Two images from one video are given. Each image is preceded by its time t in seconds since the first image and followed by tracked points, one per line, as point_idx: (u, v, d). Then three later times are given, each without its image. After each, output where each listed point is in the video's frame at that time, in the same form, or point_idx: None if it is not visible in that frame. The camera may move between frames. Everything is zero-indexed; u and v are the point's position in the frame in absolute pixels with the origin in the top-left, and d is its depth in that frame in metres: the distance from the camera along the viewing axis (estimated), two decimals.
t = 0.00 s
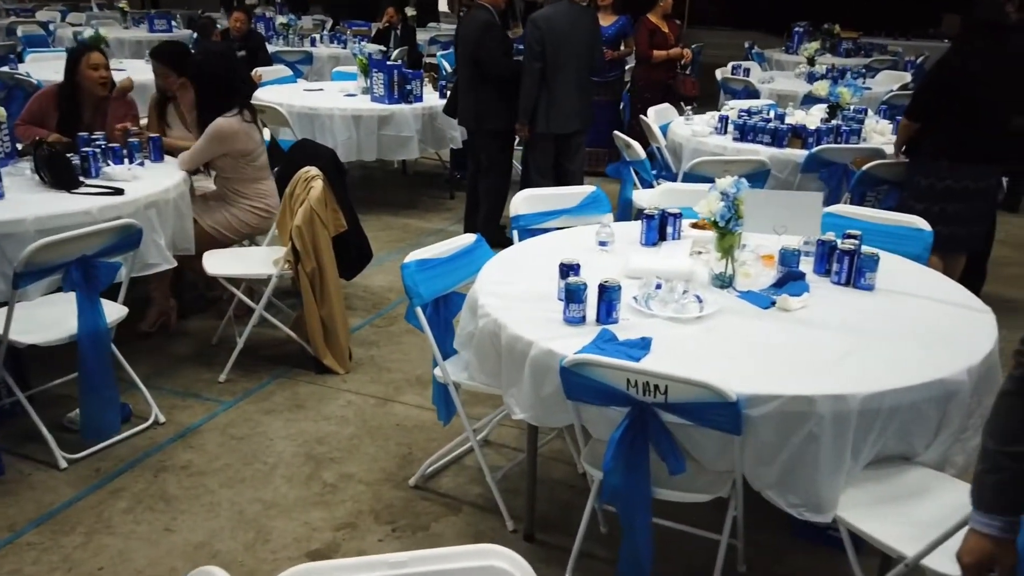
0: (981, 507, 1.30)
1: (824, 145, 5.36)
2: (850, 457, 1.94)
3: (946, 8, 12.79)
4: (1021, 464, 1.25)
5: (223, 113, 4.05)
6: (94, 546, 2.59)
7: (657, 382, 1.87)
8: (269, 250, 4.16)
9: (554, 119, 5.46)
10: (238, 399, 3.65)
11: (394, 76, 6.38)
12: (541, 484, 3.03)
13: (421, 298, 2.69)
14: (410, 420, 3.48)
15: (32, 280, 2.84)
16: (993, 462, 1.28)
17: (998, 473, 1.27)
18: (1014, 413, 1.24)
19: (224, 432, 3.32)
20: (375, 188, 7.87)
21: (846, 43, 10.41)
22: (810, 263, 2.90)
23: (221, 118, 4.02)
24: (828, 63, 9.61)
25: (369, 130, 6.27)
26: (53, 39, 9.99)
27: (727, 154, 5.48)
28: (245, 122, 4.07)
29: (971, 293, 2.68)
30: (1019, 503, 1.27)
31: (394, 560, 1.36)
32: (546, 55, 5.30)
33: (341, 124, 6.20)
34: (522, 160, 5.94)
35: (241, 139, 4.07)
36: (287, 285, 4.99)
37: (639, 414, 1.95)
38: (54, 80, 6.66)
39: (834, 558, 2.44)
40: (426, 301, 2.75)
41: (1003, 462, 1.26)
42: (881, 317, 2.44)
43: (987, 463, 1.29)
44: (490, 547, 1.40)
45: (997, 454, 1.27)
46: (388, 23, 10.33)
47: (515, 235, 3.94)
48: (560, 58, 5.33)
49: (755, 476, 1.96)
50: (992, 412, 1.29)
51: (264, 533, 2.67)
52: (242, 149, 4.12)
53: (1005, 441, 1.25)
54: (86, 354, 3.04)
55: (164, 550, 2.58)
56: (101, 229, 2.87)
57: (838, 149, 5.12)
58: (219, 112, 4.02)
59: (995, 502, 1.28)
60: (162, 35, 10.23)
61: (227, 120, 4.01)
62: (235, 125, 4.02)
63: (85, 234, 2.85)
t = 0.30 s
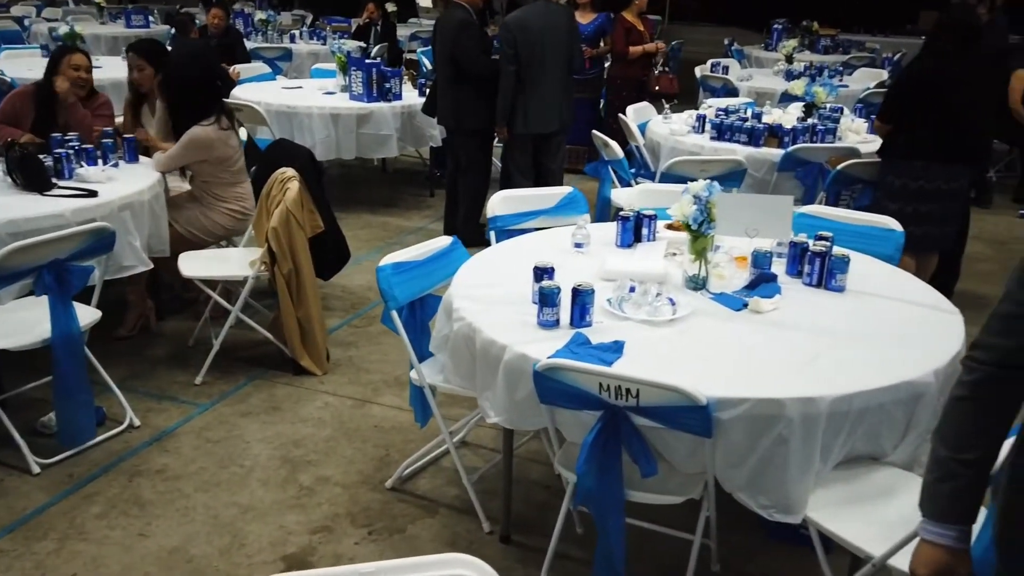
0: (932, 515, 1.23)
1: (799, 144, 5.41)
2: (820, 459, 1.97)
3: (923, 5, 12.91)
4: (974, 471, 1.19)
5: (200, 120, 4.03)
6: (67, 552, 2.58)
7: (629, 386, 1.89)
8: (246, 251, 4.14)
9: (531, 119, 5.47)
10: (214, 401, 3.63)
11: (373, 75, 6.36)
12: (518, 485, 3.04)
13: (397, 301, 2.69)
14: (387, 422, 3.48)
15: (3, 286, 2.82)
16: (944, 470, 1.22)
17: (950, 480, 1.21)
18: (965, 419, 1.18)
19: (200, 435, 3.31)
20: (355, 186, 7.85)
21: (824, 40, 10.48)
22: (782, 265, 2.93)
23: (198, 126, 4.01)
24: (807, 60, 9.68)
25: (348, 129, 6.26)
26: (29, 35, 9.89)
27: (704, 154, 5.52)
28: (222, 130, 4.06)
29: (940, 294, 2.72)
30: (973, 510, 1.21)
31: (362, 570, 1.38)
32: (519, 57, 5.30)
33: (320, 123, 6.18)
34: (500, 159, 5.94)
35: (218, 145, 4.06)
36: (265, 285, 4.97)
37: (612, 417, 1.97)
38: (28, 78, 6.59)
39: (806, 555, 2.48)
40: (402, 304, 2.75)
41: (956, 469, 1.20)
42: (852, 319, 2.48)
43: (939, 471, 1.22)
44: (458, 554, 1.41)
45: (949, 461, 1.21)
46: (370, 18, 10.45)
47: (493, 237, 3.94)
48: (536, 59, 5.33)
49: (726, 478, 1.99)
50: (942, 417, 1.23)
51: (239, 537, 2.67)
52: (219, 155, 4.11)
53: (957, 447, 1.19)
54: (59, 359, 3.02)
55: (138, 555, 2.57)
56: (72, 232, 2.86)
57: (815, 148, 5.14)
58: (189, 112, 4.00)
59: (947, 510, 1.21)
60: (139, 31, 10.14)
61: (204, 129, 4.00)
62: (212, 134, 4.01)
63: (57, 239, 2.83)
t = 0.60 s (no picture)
0: (895, 523, 1.23)
1: (772, 143, 5.45)
2: (785, 459, 2.01)
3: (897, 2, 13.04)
4: (936, 478, 1.19)
5: (169, 121, 3.99)
6: (36, 559, 2.56)
7: (598, 390, 1.91)
8: (218, 252, 4.12)
9: (504, 118, 5.48)
10: (187, 404, 3.61)
11: (348, 73, 6.33)
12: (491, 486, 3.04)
13: (369, 303, 2.69)
14: (361, 423, 3.48)
15: None
16: (908, 477, 1.21)
17: (913, 487, 1.21)
18: (927, 426, 1.18)
19: (172, 438, 3.29)
20: (331, 184, 7.82)
21: (799, 37, 10.57)
22: (752, 265, 2.97)
23: (166, 127, 3.97)
24: (782, 58, 9.75)
25: (323, 127, 6.23)
26: None
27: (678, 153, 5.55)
28: (190, 131, 4.02)
29: (906, 295, 2.76)
30: (936, 516, 1.21)
31: None
32: (490, 60, 5.30)
33: (295, 121, 6.15)
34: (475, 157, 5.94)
35: (185, 147, 4.02)
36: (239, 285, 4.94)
37: (581, 420, 1.99)
38: None
39: (775, 553, 2.51)
40: (374, 306, 2.75)
41: (919, 476, 1.20)
42: (819, 320, 2.51)
43: (902, 478, 1.22)
44: (425, 563, 1.43)
45: (911, 467, 1.21)
46: (346, 15, 10.41)
47: (467, 237, 3.94)
48: (508, 61, 5.33)
49: (695, 479, 2.01)
50: (903, 423, 1.24)
51: (210, 543, 2.66)
52: (188, 157, 4.07)
53: (919, 454, 1.20)
54: (28, 364, 3.00)
55: (108, 561, 2.56)
56: (40, 235, 2.83)
57: (785, 147, 5.20)
58: (157, 112, 3.96)
59: (910, 517, 1.21)
60: (113, 28, 10.04)
61: (171, 130, 3.96)
62: (179, 135, 3.97)
63: (23, 242, 2.80)
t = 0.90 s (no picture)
0: (856, 523, 1.24)
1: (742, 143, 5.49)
2: (752, 460, 2.03)
3: None
4: (896, 479, 1.21)
5: (134, 125, 3.94)
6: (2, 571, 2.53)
7: (567, 395, 1.92)
8: (187, 257, 4.08)
9: (476, 120, 5.48)
10: (157, 411, 3.58)
11: (320, 74, 6.30)
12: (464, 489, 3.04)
13: (339, 309, 2.68)
14: (333, 428, 3.46)
15: None
16: (868, 479, 1.23)
17: (873, 489, 1.23)
18: (887, 429, 1.21)
19: (141, 446, 3.27)
20: (304, 185, 7.77)
21: (771, 36, 10.65)
22: (720, 267, 3.00)
23: (130, 131, 3.93)
24: (754, 56, 9.83)
25: (295, 128, 6.20)
26: None
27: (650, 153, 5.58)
28: (155, 135, 3.97)
29: (871, 295, 2.80)
30: (895, 516, 1.23)
31: None
32: (460, 61, 5.32)
33: (266, 123, 6.11)
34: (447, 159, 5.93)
35: (150, 151, 3.97)
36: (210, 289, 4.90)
37: (550, 425, 2.00)
38: None
39: (743, 551, 2.54)
40: (345, 312, 2.74)
41: (878, 478, 1.22)
42: (786, 321, 2.54)
43: (862, 480, 1.24)
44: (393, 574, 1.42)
45: (871, 470, 1.22)
46: (319, 13, 10.44)
47: (439, 240, 3.92)
48: (480, 62, 5.33)
49: (663, 481, 2.04)
50: (864, 427, 1.26)
51: (180, 552, 2.64)
52: (153, 161, 4.03)
53: (878, 456, 1.22)
54: None
55: (76, 573, 2.54)
56: (6, 243, 2.80)
57: (756, 147, 5.24)
58: (121, 116, 3.91)
59: (870, 517, 1.23)
60: (82, 28, 9.91)
61: (136, 134, 3.91)
62: (144, 139, 3.92)
63: None
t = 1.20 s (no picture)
0: (814, 526, 1.29)
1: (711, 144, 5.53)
2: (719, 462, 2.05)
3: None
4: (850, 483, 1.27)
5: (92, 132, 3.90)
6: None
7: (535, 402, 1.93)
8: (154, 266, 4.04)
9: (446, 123, 5.46)
10: (124, 423, 3.54)
11: (289, 79, 6.26)
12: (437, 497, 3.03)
13: (307, 318, 2.66)
14: (305, 437, 3.44)
15: None
16: (823, 482, 1.28)
17: (828, 492, 1.28)
18: (843, 434, 1.25)
19: (108, 459, 3.23)
20: (274, 190, 7.71)
21: (741, 36, 10.73)
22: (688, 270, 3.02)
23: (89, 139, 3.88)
24: (724, 56, 9.90)
25: (265, 133, 6.15)
26: None
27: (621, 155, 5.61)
28: (115, 143, 3.92)
29: (836, 296, 2.84)
30: (850, 518, 1.28)
31: None
32: (429, 63, 5.30)
33: (235, 127, 6.05)
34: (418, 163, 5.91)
35: (110, 159, 3.93)
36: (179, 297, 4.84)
37: (519, 433, 2.00)
38: None
39: (713, 553, 2.56)
40: (313, 321, 2.72)
41: (833, 482, 1.27)
42: (752, 323, 2.57)
43: (818, 484, 1.29)
44: None
45: (827, 474, 1.28)
46: (290, 16, 10.47)
47: (409, 246, 3.87)
48: (448, 65, 5.34)
49: (633, 486, 2.05)
50: (821, 431, 1.30)
51: (148, 566, 2.62)
52: (114, 169, 3.98)
53: (834, 461, 1.27)
54: None
55: None
56: None
57: (725, 149, 5.28)
58: (79, 124, 3.87)
59: (825, 519, 1.28)
60: (47, 31, 9.77)
61: (94, 142, 3.86)
62: (103, 147, 3.87)
63: None
